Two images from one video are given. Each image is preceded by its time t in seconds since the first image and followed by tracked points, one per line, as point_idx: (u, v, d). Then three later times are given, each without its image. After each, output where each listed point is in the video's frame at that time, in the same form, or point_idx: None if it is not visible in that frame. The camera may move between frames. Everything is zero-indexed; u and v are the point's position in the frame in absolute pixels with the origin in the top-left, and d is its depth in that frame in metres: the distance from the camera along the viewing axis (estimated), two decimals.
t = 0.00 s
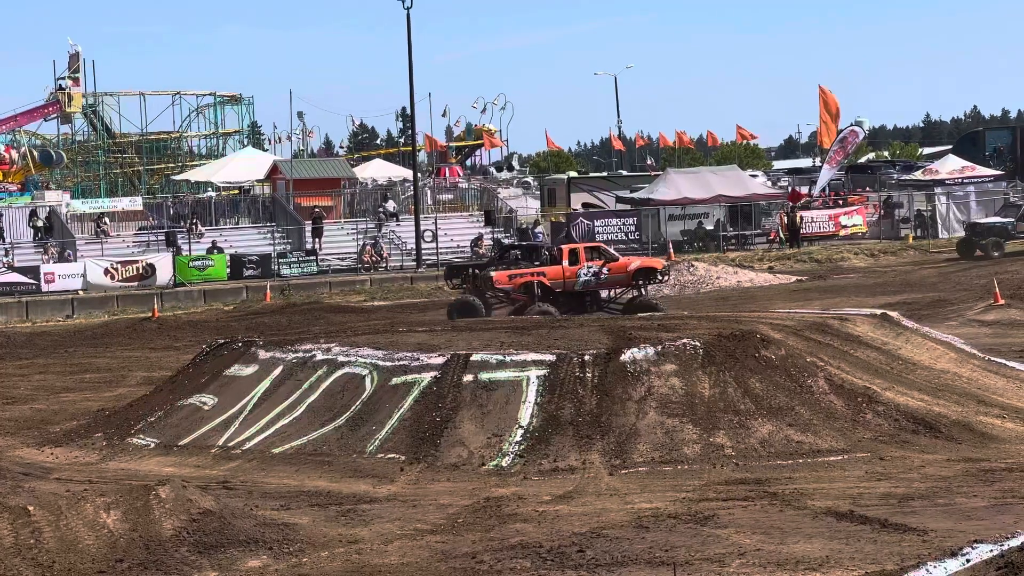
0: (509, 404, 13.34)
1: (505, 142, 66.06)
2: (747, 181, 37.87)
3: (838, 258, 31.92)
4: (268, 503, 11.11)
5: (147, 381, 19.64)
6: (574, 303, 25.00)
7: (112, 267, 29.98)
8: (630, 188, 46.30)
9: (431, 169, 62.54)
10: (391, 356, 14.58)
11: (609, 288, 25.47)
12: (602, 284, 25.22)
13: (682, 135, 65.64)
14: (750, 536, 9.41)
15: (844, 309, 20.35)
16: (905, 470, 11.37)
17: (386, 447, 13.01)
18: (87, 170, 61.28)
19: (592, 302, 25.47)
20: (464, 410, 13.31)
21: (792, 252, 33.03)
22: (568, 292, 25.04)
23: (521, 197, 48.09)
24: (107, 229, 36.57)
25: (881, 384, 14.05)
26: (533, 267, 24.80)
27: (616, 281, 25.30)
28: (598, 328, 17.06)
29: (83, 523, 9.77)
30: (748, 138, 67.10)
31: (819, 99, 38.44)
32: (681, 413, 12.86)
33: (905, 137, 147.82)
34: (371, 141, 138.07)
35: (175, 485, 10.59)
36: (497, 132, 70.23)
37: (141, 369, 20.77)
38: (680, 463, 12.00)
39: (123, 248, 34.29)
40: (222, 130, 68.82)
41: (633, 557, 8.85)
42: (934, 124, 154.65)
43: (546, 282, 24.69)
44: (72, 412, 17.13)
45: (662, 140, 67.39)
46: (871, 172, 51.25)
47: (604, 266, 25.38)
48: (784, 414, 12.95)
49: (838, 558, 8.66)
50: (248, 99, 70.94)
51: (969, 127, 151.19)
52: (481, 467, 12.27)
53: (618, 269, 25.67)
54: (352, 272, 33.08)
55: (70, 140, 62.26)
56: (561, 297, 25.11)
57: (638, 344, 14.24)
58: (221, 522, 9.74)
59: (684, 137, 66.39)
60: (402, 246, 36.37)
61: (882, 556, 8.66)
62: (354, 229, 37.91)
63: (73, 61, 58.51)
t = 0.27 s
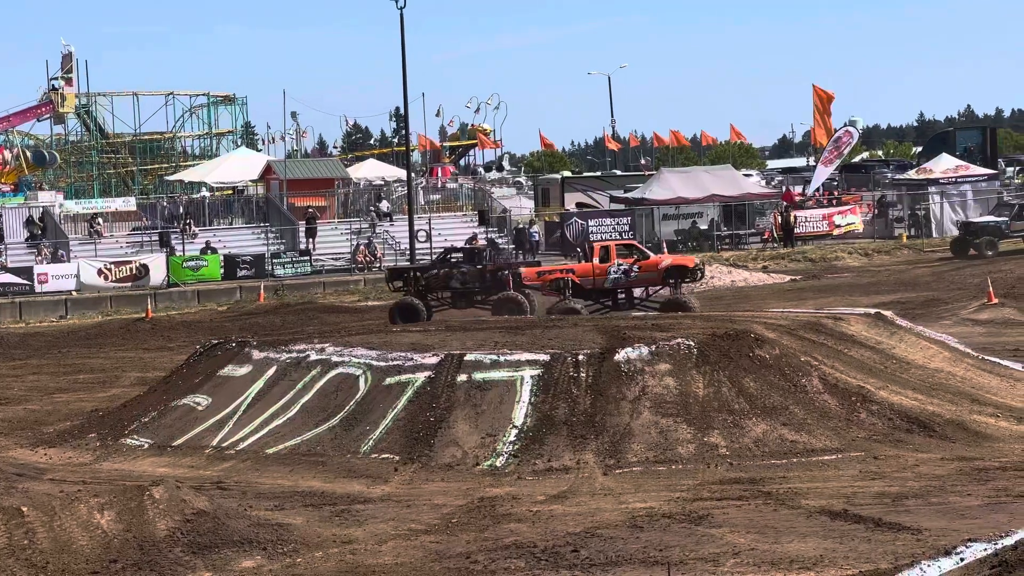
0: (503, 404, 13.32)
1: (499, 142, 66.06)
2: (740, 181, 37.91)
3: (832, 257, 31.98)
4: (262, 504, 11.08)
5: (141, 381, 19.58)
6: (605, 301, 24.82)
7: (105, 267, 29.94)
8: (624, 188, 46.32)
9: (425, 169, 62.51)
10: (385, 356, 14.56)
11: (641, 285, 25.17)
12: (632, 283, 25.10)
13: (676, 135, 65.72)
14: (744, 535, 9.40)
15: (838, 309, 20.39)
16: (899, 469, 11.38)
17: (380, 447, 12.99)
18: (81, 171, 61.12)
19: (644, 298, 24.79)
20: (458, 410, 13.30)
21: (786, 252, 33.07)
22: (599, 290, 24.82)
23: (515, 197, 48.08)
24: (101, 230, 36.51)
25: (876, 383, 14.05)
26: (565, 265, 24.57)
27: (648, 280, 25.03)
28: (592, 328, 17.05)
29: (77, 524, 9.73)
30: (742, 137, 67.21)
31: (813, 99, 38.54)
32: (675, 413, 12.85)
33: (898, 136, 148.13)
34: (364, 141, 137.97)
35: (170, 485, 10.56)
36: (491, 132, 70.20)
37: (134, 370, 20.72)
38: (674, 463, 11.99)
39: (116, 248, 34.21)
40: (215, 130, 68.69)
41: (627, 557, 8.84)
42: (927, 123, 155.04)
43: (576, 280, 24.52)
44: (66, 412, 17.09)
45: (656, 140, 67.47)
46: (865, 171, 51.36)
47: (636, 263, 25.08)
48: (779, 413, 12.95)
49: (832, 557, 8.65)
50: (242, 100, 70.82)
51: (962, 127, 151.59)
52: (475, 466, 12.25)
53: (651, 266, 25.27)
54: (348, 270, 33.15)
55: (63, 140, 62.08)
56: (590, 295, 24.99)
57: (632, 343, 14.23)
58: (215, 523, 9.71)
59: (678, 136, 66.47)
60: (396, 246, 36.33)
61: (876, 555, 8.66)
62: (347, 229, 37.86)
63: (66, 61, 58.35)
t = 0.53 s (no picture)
0: (490, 404, 13.29)
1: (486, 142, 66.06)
2: (728, 181, 37.98)
3: (819, 257, 32.08)
4: (249, 504, 11.01)
5: (128, 382, 19.47)
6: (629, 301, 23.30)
7: (93, 268, 29.80)
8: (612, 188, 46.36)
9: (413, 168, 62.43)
10: (373, 356, 14.51)
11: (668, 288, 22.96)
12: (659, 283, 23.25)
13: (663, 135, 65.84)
14: (732, 535, 9.39)
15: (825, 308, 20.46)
16: (886, 468, 11.40)
17: (367, 447, 12.93)
18: (66, 171, 60.78)
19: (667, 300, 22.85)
20: (445, 410, 13.25)
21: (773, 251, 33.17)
22: (622, 290, 23.24)
23: (502, 197, 48.04)
24: (87, 230, 36.36)
25: (862, 383, 14.08)
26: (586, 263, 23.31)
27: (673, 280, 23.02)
28: (579, 328, 17.03)
29: (63, 525, 9.65)
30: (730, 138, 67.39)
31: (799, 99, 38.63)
32: (662, 412, 12.85)
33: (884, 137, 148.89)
34: (352, 141, 137.74)
35: (156, 486, 10.48)
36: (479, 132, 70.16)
37: (121, 370, 20.61)
38: (661, 462, 11.98)
39: (103, 248, 34.03)
40: (203, 131, 68.44)
41: (615, 557, 8.81)
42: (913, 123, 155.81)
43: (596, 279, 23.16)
44: (52, 413, 16.97)
45: (644, 140, 67.61)
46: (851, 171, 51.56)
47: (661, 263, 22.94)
48: (765, 413, 12.97)
49: (819, 557, 8.65)
50: (229, 100, 70.56)
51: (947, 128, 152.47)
52: (462, 466, 12.21)
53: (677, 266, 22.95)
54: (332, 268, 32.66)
55: (48, 140, 61.71)
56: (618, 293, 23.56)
57: (619, 343, 14.21)
58: (202, 523, 9.63)
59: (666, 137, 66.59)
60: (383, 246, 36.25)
61: (863, 554, 8.66)
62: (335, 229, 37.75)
63: (52, 61, 58.01)
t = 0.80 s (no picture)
0: (472, 408, 13.27)
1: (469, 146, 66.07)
2: (710, 185, 38.12)
3: (801, 260, 32.25)
4: (231, 508, 10.95)
5: (110, 386, 19.32)
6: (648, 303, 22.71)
7: (73, 271, 29.58)
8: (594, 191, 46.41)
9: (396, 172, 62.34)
10: (355, 360, 14.47)
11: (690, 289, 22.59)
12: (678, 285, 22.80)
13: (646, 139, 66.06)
14: (713, 538, 9.40)
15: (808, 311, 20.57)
16: (866, 471, 11.45)
17: (350, 450, 12.88)
18: (47, 174, 60.33)
19: (691, 302, 22.43)
20: (427, 414, 13.22)
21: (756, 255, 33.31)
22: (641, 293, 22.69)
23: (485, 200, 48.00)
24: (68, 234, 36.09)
25: (844, 386, 14.13)
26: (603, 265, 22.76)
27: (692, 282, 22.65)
28: (562, 332, 17.02)
29: (44, 530, 9.56)
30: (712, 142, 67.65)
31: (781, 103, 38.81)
32: (644, 416, 12.85)
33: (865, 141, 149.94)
34: (334, 145, 137.43)
35: (138, 490, 10.41)
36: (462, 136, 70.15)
37: (103, 374, 20.46)
38: (643, 465, 11.98)
39: (84, 253, 33.79)
40: (185, 134, 68.12)
41: (596, 560, 8.80)
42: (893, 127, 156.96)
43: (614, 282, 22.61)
44: (33, 418, 16.82)
45: (626, 144, 67.77)
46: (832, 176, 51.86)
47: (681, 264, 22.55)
48: (747, 416, 12.99)
49: (799, 560, 8.67)
50: (211, 104, 70.25)
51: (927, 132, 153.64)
52: (444, 470, 12.17)
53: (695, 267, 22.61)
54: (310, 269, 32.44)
55: (28, 144, 61.25)
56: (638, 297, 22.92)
57: (601, 347, 14.22)
58: (183, 527, 9.57)
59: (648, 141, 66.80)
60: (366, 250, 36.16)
61: (843, 557, 8.69)
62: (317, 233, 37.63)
63: (33, 65, 57.60)
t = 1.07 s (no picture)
0: (444, 411, 13.17)
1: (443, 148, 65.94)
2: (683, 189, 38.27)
3: (775, 263, 32.43)
4: (203, 511, 10.78)
5: (81, 389, 19.04)
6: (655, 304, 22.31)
7: (45, 274, 29.42)
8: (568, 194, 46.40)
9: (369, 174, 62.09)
10: (328, 363, 14.35)
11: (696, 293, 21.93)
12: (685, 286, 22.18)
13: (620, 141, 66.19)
14: (686, 541, 9.36)
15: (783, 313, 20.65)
16: (839, 474, 11.45)
17: (322, 453, 12.74)
18: (16, 175, 59.55)
19: (698, 305, 21.88)
20: (399, 416, 13.11)
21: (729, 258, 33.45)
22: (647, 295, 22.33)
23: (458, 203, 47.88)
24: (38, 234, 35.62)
25: (816, 389, 14.15)
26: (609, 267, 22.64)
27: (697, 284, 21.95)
28: (534, 335, 16.95)
29: (12, 531, 9.33)
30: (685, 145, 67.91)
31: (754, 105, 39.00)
32: (617, 419, 12.81)
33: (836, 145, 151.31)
34: (306, 147, 136.76)
35: (108, 493, 10.21)
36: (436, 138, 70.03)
37: (73, 377, 20.17)
38: (616, 468, 11.94)
39: (56, 255, 33.35)
40: (157, 136, 67.50)
41: (570, 563, 8.73)
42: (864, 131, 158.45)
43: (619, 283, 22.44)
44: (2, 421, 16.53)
45: (600, 147, 67.91)
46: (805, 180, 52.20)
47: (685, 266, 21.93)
48: (719, 419, 12.99)
49: (773, 562, 8.64)
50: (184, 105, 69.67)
51: (897, 136, 155.22)
52: (416, 473, 12.06)
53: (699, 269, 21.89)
54: (282, 270, 32.18)
55: None
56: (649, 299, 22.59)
57: (574, 350, 14.17)
58: (155, 531, 9.41)
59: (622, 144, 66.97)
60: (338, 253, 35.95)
61: (816, 560, 8.66)
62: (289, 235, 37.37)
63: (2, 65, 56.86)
